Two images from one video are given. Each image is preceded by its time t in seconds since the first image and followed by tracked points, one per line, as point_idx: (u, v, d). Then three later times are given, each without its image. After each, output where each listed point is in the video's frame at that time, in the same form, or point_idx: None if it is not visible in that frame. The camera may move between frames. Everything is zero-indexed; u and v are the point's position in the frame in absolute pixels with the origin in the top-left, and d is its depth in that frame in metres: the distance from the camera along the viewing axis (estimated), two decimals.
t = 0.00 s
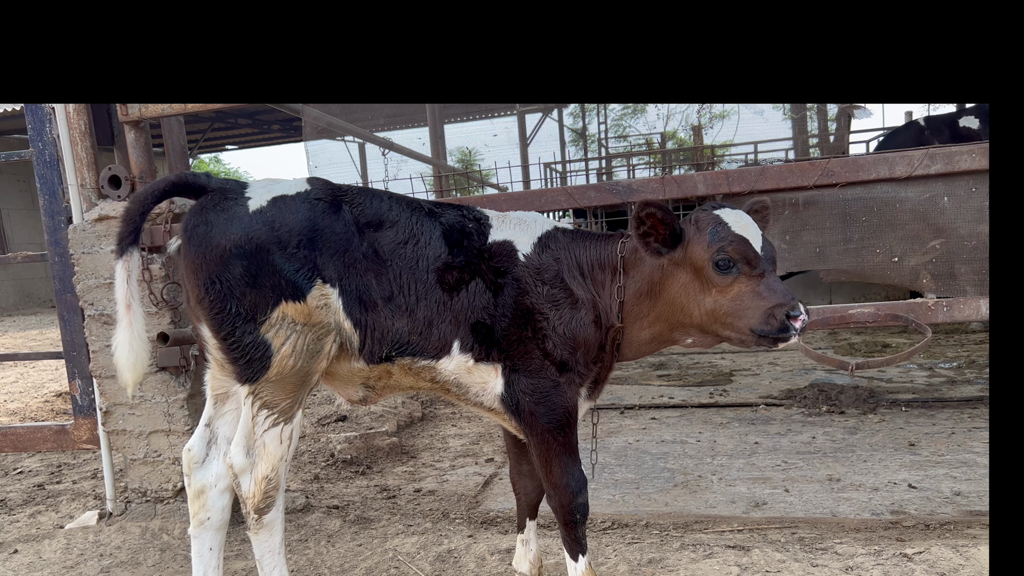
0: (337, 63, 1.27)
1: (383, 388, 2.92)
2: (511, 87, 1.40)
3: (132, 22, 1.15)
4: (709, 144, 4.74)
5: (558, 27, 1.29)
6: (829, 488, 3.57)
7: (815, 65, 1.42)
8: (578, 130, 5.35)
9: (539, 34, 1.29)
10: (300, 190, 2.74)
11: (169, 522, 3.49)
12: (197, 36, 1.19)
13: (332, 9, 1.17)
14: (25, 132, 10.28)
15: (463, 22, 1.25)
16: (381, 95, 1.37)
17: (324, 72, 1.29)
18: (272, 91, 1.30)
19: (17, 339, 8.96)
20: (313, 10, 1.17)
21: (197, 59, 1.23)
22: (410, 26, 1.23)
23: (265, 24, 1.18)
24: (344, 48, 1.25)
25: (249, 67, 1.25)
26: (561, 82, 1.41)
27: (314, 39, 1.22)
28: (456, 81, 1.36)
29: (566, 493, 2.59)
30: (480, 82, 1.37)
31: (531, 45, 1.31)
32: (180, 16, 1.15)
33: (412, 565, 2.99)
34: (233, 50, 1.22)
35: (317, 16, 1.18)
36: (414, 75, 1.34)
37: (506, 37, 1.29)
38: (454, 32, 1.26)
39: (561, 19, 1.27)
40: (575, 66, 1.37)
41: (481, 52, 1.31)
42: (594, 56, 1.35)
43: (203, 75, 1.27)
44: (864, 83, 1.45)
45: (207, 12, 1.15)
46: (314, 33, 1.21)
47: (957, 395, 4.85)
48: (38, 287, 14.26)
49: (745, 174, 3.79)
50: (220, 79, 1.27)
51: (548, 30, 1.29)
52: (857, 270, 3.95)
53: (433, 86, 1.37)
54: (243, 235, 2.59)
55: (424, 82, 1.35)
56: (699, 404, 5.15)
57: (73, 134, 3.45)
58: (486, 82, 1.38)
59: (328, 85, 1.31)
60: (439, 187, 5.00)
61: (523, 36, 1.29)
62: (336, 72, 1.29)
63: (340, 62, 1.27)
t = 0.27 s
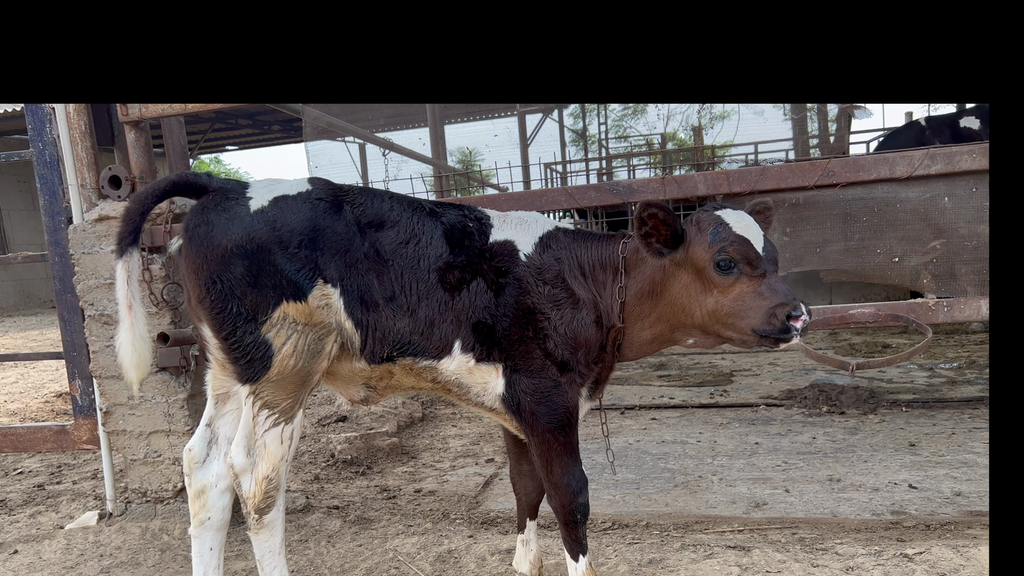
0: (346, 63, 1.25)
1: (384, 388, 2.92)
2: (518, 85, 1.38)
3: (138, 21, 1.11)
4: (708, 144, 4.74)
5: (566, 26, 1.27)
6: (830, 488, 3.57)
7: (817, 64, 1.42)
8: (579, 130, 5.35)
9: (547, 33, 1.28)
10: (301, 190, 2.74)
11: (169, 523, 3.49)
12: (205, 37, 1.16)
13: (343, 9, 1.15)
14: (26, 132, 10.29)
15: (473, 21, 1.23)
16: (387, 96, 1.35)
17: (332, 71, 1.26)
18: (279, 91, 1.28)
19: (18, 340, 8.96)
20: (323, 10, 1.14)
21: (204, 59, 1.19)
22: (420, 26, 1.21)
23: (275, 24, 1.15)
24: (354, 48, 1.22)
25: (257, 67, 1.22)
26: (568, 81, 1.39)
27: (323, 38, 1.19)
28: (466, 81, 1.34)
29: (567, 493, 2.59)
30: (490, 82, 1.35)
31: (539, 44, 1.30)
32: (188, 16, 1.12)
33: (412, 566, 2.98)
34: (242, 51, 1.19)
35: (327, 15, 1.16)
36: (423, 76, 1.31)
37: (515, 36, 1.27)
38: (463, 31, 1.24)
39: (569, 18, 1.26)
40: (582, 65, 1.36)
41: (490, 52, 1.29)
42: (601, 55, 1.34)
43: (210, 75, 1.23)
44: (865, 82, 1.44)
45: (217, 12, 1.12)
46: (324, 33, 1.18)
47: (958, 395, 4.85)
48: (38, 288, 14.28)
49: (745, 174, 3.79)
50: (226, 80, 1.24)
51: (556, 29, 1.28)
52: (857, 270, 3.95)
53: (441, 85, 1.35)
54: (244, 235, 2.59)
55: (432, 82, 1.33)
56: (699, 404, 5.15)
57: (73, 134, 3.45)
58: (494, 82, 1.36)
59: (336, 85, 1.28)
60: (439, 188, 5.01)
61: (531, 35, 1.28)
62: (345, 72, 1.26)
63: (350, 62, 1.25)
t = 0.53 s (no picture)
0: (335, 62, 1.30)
1: (385, 388, 2.93)
2: (508, 85, 1.41)
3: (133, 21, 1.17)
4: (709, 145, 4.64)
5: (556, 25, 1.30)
6: (830, 489, 3.57)
7: (814, 64, 1.42)
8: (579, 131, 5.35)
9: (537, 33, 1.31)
10: (301, 191, 2.75)
11: (170, 523, 3.50)
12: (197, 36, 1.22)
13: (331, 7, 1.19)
14: (26, 133, 10.29)
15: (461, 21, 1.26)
16: (380, 94, 1.39)
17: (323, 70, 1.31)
18: (271, 88, 1.33)
19: (18, 341, 8.95)
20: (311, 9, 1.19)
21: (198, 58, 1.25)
22: (408, 25, 1.25)
23: (264, 23, 1.20)
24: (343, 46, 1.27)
25: (249, 64, 1.28)
26: (558, 80, 1.42)
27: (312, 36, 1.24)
28: (453, 79, 1.38)
29: (567, 494, 2.60)
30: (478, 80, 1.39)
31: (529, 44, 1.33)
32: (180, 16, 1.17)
33: (413, 566, 2.99)
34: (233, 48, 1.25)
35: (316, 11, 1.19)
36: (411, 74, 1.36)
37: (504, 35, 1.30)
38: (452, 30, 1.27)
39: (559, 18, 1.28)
40: (573, 65, 1.39)
41: (479, 51, 1.33)
42: (592, 55, 1.37)
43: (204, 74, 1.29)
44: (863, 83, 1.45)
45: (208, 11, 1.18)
46: (313, 32, 1.23)
47: (958, 396, 4.85)
48: (39, 288, 14.28)
49: (745, 175, 3.79)
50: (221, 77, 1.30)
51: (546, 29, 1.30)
52: (857, 271, 3.96)
53: (431, 84, 1.39)
54: (244, 236, 2.60)
55: (422, 81, 1.37)
56: (699, 405, 5.15)
57: (73, 135, 3.45)
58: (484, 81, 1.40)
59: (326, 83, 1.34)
60: (439, 189, 5.01)
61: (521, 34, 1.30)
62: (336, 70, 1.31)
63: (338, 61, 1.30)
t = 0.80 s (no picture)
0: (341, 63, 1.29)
1: (386, 390, 2.93)
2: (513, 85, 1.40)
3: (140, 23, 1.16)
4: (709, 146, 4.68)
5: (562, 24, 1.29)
6: (829, 490, 3.58)
7: (815, 64, 1.42)
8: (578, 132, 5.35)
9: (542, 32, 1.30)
10: (302, 193, 2.75)
11: (169, 524, 3.50)
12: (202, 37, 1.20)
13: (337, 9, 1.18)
14: (25, 133, 10.29)
15: (468, 21, 1.26)
16: (383, 94, 1.38)
17: (329, 70, 1.30)
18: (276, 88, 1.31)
19: (18, 342, 8.95)
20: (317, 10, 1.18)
21: (203, 58, 1.24)
22: (414, 26, 1.24)
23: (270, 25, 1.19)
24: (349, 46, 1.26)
25: (254, 63, 1.26)
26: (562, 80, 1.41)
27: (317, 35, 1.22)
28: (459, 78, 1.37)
29: (567, 495, 2.60)
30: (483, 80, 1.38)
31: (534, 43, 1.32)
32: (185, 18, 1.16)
33: (412, 567, 2.99)
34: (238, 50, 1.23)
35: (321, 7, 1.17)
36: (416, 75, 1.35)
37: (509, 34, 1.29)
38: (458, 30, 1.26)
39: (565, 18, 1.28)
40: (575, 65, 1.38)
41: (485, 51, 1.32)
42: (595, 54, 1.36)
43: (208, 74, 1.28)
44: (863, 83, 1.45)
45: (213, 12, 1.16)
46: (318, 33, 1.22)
47: (957, 397, 4.85)
48: (39, 289, 14.29)
49: (745, 176, 3.79)
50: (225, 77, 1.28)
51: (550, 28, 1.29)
52: (856, 272, 3.96)
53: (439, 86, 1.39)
54: (245, 238, 2.60)
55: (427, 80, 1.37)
56: (699, 406, 5.15)
57: (73, 137, 3.45)
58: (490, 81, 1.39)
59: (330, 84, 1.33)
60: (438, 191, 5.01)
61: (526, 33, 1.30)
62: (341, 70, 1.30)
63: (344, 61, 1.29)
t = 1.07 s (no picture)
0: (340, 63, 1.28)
1: (386, 389, 2.93)
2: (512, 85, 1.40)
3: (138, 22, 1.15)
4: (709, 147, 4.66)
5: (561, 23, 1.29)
6: (829, 490, 3.57)
7: (815, 63, 1.42)
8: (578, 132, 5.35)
9: (541, 32, 1.30)
10: (302, 193, 2.75)
11: (169, 524, 3.50)
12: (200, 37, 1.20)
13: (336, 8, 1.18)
14: (25, 134, 10.29)
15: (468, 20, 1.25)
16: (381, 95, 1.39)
17: (328, 70, 1.29)
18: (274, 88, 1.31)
19: (18, 342, 8.94)
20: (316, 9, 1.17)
21: (201, 57, 1.23)
22: (413, 25, 1.23)
23: (269, 24, 1.19)
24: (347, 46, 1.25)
25: (252, 62, 1.25)
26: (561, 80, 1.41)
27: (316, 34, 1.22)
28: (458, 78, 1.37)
29: (567, 495, 2.59)
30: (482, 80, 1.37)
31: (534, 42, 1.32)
32: (183, 17, 1.16)
33: (412, 567, 2.99)
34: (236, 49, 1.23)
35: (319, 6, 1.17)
36: (415, 75, 1.35)
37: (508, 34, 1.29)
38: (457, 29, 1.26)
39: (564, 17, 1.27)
40: (575, 64, 1.38)
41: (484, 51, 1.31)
42: (595, 54, 1.36)
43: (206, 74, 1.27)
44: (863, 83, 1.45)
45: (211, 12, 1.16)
46: (317, 32, 1.22)
47: (957, 396, 4.85)
48: (39, 289, 14.29)
49: (745, 176, 3.79)
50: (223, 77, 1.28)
51: (549, 27, 1.29)
52: (856, 272, 3.96)
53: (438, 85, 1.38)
54: (245, 238, 2.60)
55: (426, 80, 1.36)
56: (699, 405, 5.15)
57: (73, 137, 3.45)
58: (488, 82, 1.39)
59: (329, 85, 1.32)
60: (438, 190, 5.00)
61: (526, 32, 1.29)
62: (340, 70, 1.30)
63: (343, 61, 1.28)
